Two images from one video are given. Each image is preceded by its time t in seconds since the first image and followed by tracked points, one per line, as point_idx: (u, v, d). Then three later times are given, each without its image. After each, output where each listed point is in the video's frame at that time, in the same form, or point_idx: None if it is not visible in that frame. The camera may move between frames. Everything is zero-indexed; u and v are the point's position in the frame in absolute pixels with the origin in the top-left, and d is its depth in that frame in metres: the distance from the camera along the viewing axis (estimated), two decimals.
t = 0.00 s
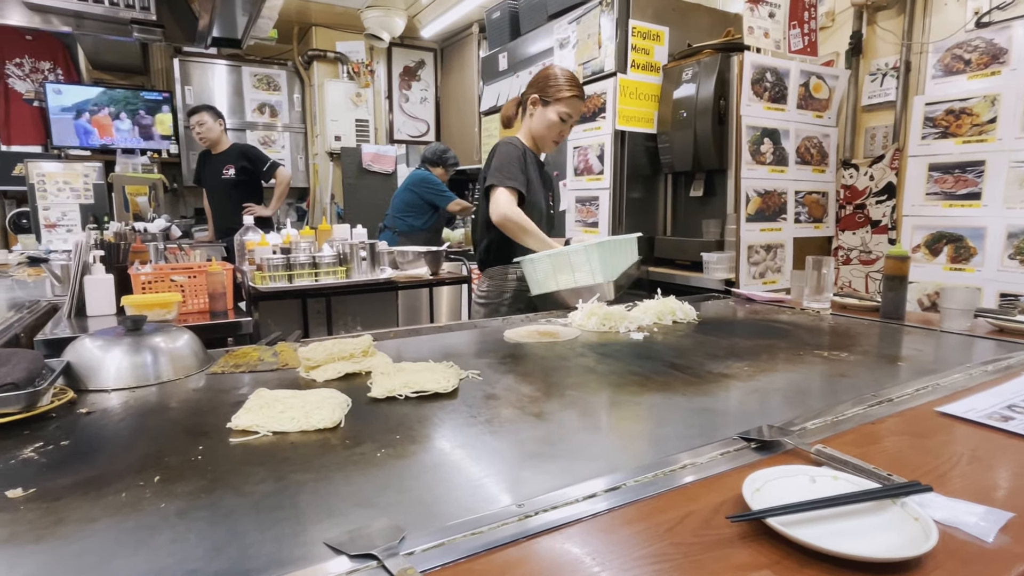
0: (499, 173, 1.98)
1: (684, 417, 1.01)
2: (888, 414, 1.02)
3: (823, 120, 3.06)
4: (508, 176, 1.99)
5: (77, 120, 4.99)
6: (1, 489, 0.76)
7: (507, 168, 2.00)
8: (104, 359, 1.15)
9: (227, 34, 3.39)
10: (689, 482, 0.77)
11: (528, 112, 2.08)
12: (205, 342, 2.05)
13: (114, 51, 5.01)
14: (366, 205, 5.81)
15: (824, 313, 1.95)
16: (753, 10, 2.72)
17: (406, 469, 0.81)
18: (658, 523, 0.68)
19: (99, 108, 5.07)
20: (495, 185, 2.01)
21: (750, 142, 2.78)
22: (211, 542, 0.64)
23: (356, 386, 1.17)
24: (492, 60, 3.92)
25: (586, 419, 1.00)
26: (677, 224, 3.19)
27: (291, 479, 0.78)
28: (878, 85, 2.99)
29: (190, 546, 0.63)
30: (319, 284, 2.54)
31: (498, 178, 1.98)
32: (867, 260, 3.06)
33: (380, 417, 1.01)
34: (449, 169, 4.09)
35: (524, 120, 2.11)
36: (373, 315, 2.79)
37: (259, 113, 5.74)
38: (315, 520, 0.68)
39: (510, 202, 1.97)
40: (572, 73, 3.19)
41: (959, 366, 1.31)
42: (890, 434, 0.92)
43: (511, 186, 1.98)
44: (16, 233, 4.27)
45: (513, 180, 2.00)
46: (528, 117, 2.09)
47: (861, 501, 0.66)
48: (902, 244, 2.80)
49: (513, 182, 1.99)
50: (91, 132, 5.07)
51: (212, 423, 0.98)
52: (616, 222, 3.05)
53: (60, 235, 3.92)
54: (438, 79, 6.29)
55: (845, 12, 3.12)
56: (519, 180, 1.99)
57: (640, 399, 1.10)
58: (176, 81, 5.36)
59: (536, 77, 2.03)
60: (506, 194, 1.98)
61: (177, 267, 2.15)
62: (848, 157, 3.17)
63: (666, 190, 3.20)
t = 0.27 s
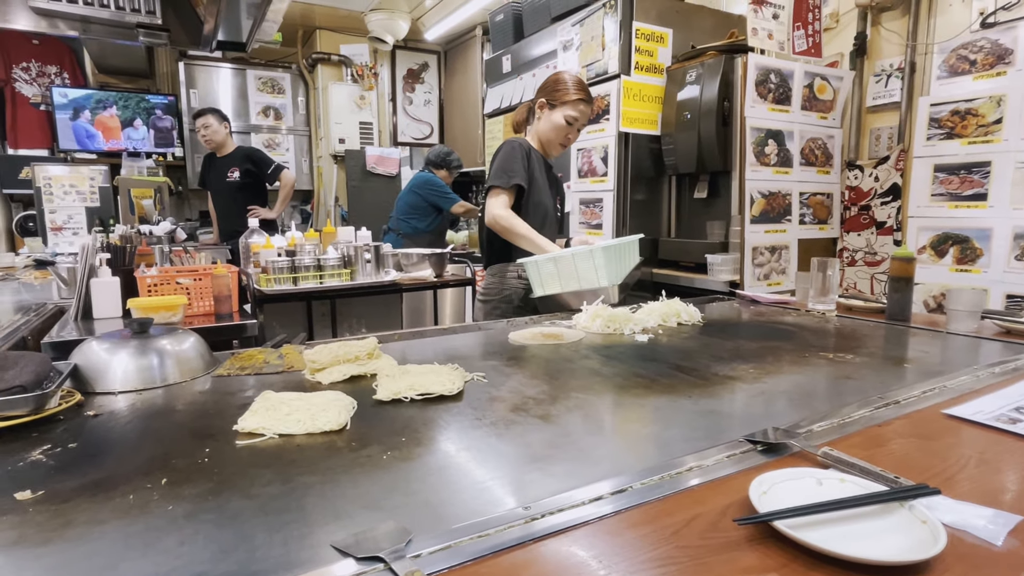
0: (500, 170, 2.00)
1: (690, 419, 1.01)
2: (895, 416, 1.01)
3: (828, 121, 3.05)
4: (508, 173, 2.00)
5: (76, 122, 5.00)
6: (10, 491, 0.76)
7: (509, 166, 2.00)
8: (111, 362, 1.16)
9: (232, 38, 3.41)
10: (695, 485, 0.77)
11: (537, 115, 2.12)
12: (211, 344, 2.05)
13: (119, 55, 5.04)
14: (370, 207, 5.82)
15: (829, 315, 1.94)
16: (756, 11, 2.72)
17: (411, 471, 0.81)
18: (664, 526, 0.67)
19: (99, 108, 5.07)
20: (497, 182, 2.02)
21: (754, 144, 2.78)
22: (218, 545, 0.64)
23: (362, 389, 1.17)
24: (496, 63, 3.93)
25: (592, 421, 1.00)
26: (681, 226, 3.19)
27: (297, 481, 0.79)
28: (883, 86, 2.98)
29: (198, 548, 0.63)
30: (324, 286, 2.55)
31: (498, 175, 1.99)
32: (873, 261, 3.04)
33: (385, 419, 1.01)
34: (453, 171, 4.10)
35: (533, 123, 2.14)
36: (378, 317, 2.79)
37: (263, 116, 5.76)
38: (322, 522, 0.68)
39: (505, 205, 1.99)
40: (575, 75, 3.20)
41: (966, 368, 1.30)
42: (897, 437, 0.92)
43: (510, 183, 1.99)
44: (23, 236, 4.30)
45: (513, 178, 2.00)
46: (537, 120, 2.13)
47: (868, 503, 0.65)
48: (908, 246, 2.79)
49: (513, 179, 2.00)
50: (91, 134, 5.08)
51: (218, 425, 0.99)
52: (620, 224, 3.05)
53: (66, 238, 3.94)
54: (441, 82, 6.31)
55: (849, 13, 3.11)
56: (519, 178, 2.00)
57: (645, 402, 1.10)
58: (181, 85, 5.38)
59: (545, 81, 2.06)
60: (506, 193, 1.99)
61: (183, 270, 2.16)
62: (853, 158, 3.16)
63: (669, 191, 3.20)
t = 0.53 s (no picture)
0: (505, 172, 2.00)
1: (690, 420, 1.01)
2: (894, 416, 1.01)
3: (827, 121, 3.05)
4: (513, 175, 2.00)
5: (71, 122, 4.97)
6: (12, 492, 0.77)
7: (513, 167, 2.01)
8: (112, 363, 1.16)
9: (232, 40, 3.41)
10: (694, 485, 0.77)
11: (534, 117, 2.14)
12: (211, 346, 2.06)
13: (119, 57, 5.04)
14: (370, 208, 5.83)
15: (829, 315, 1.94)
16: (756, 12, 2.72)
17: (411, 472, 0.81)
18: (663, 526, 0.68)
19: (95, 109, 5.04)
20: (501, 184, 2.02)
21: (754, 145, 2.78)
22: (219, 546, 0.64)
23: (362, 390, 1.18)
24: (496, 64, 3.94)
25: (591, 422, 1.00)
26: (681, 226, 3.19)
27: (297, 482, 0.79)
28: (882, 86, 2.98)
29: (198, 549, 0.63)
30: (324, 288, 2.55)
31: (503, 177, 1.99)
32: (873, 261, 3.04)
33: (385, 420, 1.02)
34: (453, 173, 4.10)
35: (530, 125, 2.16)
36: (379, 318, 2.80)
37: (264, 118, 5.76)
38: (322, 524, 0.68)
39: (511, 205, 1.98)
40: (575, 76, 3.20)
41: (966, 368, 1.30)
42: (896, 437, 0.92)
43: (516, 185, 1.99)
44: (24, 239, 4.31)
45: (518, 180, 2.01)
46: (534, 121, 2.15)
47: (866, 503, 0.66)
48: (907, 246, 2.79)
49: (519, 181, 2.00)
50: (86, 134, 5.05)
51: (219, 427, 0.99)
52: (620, 225, 3.05)
53: (67, 241, 3.95)
54: (442, 83, 6.32)
55: (848, 13, 3.11)
56: (524, 179, 2.01)
57: (644, 402, 1.10)
58: (181, 87, 5.39)
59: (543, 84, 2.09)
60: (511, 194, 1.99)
61: (183, 272, 2.17)
62: (853, 158, 3.16)
63: (669, 192, 3.21)
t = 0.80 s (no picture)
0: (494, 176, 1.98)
1: (690, 420, 1.01)
2: (894, 417, 1.01)
3: (828, 121, 3.05)
4: (503, 179, 1.99)
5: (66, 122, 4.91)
6: (15, 494, 0.77)
7: (502, 171, 2.00)
8: (114, 366, 1.17)
9: (234, 42, 3.42)
10: (694, 486, 0.77)
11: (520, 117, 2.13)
12: (213, 348, 2.06)
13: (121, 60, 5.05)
14: (371, 209, 5.83)
15: (830, 315, 1.94)
16: (756, 12, 2.72)
17: (411, 474, 0.81)
18: (664, 527, 0.68)
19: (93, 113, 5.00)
20: (491, 188, 2.00)
21: (755, 145, 2.78)
22: (220, 548, 0.64)
23: (363, 391, 1.18)
24: (496, 65, 3.94)
25: (592, 423, 1.00)
26: (682, 226, 3.19)
27: (298, 484, 0.79)
28: (883, 85, 2.98)
29: (199, 551, 0.64)
30: (326, 289, 2.56)
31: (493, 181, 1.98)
32: (874, 261, 3.04)
33: (386, 422, 1.02)
34: (454, 173, 4.11)
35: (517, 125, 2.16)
36: (380, 319, 2.81)
37: (265, 120, 5.78)
38: (323, 525, 0.69)
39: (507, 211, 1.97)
40: (576, 77, 3.20)
41: (967, 367, 1.30)
42: (897, 437, 0.92)
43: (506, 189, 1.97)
44: (26, 241, 4.32)
45: (507, 184, 1.99)
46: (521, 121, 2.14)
47: (866, 504, 0.66)
48: (909, 245, 2.79)
49: (509, 185, 1.99)
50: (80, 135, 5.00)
51: (220, 428, 0.99)
52: (621, 226, 3.05)
53: (70, 243, 3.97)
54: (442, 84, 6.33)
55: (849, 13, 3.11)
56: (514, 183, 1.99)
57: (644, 403, 1.10)
58: (183, 89, 5.41)
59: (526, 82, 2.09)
60: (503, 200, 1.98)
61: (184, 274, 2.17)
62: (854, 157, 3.16)
63: (670, 192, 3.20)
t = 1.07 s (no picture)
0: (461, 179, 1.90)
1: (690, 419, 1.01)
2: (894, 415, 1.01)
3: (827, 120, 3.05)
4: (469, 181, 1.90)
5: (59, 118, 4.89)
6: (15, 495, 0.77)
7: (468, 174, 1.91)
8: (114, 366, 1.17)
9: (233, 43, 3.42)
10: (694, 484, 0.77)
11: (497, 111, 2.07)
12: (213, 348, 2.06)
13: (121, 61, 5.05)
14: (371, 209, 5.82)
15: (830, 314, 1.94)
16: (755, 11, 2.72)
17: (411, 473, 0.81)
18: (663, 525, 0.68)
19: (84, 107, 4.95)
20: (458, 192, 1.92)
21: (755, 144, 2.78)
22: (220, 547, 0.64)
23: (362, 391, 1.18)
24: (496, 65, 3.94)
25: (591, 423, 1.00)
26: (682, 226, 3.18)
27: (297, 484, 0.79)
28: (883, 84, 2.97)
29: (199, 551, 0.64)
30: (326, 289, 2.55)
31: (459, 185, 1.90)
32: (874, 260, 3.03)
33: (385, 421, 1.02)
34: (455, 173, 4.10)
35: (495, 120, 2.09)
36: (380, 320, 2.84)
37: (265, 120, 5.78)
38: (322, 524, 0.69)
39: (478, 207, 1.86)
40: (575, 76, 3.20)
41: (966, 366, 1.30)
42: (896, 436, 0.92)
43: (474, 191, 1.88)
44: (26, 242, 4.33)
45: (473, 184, 1.90)
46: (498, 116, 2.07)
47: (864, 502, 0.66)
48: (909, 244, 2.79)
49: (474, 184, 1.89)
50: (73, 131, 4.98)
51: (220, 428, 0.99)
52: (621, 225, 3.06)
53: (70, 244, 3.98)
54: (442, 84, 6.33)
55: (848, 11, 3.11)
56: (479, 182, 1.90)
57: (644, 402, 1.10)
58: (183, 90, 5.41)
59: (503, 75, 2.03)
60: (467, 201, 1.89)
61: (184, 274, 2.17)
62: (854, 156, 3.16)
63: (670, 191, 3.20)
